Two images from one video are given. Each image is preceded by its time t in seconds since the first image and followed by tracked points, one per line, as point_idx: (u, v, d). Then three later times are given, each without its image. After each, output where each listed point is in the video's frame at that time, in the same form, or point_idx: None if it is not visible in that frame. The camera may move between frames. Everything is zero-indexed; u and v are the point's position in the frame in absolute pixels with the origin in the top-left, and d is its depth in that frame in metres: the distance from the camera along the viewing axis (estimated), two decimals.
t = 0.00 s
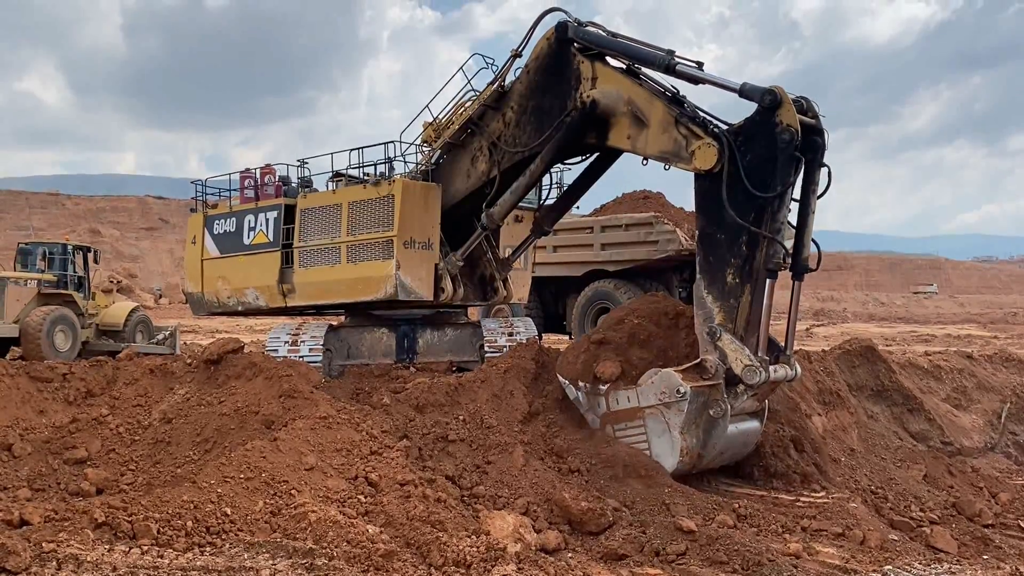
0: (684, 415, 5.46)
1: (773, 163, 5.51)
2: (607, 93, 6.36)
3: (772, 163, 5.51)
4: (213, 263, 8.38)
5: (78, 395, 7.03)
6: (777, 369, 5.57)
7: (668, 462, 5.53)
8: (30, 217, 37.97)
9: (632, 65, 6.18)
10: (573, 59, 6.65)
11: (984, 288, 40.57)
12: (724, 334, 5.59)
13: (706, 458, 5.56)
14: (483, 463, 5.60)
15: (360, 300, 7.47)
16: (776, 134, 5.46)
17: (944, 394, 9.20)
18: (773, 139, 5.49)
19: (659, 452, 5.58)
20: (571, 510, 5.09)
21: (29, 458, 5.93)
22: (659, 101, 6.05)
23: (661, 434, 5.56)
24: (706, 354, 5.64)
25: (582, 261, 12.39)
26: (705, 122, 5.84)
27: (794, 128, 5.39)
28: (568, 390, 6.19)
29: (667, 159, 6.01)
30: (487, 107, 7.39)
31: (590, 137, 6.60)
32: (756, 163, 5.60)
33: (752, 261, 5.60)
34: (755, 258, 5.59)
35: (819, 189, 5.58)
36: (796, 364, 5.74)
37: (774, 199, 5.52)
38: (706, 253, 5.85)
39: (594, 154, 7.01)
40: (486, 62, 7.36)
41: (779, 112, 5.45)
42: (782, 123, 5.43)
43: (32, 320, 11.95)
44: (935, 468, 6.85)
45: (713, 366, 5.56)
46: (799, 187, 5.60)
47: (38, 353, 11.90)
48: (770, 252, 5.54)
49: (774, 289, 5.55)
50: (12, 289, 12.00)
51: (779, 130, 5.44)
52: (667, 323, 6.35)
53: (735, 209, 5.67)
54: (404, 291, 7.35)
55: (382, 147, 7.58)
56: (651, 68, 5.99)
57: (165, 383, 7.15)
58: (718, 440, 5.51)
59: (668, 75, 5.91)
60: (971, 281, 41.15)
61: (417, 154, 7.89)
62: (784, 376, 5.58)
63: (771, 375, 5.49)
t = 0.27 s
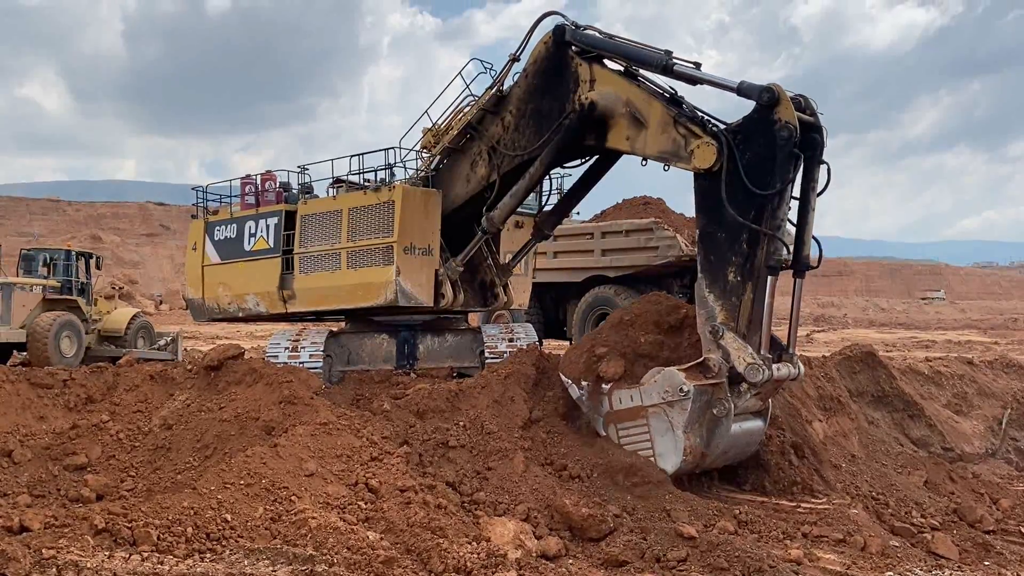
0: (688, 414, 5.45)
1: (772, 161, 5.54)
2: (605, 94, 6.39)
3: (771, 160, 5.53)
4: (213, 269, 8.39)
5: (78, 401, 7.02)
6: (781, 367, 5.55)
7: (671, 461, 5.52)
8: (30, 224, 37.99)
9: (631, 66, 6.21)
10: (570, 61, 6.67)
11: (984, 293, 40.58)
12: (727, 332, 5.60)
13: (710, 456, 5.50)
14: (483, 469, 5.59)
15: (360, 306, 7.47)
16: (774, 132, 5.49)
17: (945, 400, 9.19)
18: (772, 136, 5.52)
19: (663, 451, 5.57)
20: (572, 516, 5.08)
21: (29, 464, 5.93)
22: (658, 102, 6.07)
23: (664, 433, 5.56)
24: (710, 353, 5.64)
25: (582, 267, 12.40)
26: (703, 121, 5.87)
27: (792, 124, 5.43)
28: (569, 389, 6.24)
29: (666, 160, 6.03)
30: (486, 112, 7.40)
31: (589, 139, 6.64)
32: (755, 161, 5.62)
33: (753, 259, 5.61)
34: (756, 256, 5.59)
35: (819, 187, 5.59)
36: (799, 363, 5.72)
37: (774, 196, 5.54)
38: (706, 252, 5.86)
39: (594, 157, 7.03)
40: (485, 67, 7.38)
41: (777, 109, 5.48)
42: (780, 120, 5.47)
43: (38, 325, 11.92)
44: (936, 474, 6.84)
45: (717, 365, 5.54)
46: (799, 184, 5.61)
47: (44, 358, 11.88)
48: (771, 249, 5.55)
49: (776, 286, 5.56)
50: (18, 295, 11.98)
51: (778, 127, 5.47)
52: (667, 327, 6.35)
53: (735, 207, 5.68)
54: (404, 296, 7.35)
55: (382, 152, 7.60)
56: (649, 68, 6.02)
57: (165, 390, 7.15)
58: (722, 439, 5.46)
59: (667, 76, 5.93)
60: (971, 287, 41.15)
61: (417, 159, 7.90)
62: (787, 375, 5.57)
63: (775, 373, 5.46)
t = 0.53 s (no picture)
0: (688, 413, 5.48)
1: (770, 160, 5.56)
2: (603, 96, 6.41)
3: (769, 159, 5.56)
4: (213, 276, 8.39)
5: (78, 408, 7.01)
6: (781, 367, 5.56)
7: (670, 460, 5.55)
8: (31, 231, 38.01)
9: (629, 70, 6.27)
10: (569, 66, 6.72)
11: (984, 300, 40.57)
12: (727, 333, 5.58)
13: (709, 456, 5.55)
14: (483, 476, 5.59)
15: (360, 312, 7.47)
16: (773, 131, 5.52)
17: (945, 407, 9.18)
18: (770, 136, 5.55)
19: (662, 450, 5.60)
20: (572, 523, 5.08)
21: (29, 471, 5.92)
22: (656, 104, 6.11)
23: (664, 432, 5.59)
24: (712, 354, 5.64)
25: (582, 274, 12.40)
26: (701, 122, 5.90)
27: (791, 124, 5.45)
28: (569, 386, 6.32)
29: (665, 161, 6.07)
30: (484, 117, 7.42)
31: (588, 142, 6.69)
32: (754, 161, 5.65)
33: (753, 258, 5.62)
34: (756, 255, 5.61)
35: (818, 186, 5.62)
36: (799, 363, 5.73)
37: (773, 196, 5.56)
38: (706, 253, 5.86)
39: (593, 160, 7.05)
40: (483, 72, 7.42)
41: (775, 109, 5.51)
42: (778, 120, 5.49)
43: (45, 331, 12.02)
44: (936, 481, 6.83)
45: (718, 366, 5.56)
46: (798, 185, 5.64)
47: (48, 365, 11.93)
48: (771, 248, 5.56)
49: (776, 285, 5.56)
50: (21, 301, 12.05)
51: (776, 127, 5.50)
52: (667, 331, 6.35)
53: (735, 207, 5.69)
54: (404, 303, 7.36)
55: (382, 159, 7.61)
56: (646, 71, 6.08)
57: (165, 397, 7.14)
58: (721, 439, 5.51)
59: (665, 79, 5.99)
60: (971, 294, 41.16)
61: (417, 166, 7.91)
62: (787, 375, 5.58)
63: (775, 373, 5.46)
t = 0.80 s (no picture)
0: (688, 414, 5.48)
1: (769, 160, 5.57)
2: (601, 100, 6.43)
3: (768, 160, 5.58)
4: (213, 283, 8.39)
5: (78, 415, 7.00)
6: (782, 368, 5.57)
7: (670, 461, 5.56)
8: (32, 238, 38.04)
9: (627, 74, 6.30)
10: (567, 71, 6.74)
11: (985, 306, 40.57)
12: (729, 334, 5.59)
13: (710, 457, 5.52)
14: (483, 484, 5.58)
15: (360, 319, 7.47)
16: (771, 132, 5.54)
17: (945, 414, 9.17)
18: (769, 136, 5.57)
19: (662, 451, 5.61)
20: (572, 530, 5.07)
21: (28, 478, 5.92)
22: (654, 107, 6.12)
23: (664, 433, 5.60)
24: (713, 355, 5.64)
25: (582, 280, 12.41)
26: (700, 123, 5.93)
27: (789, 124, 5.47)
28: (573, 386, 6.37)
29: (665, 164, 6.08)
30: (483, 123, 7.44)
31: (586, 145, 6.66)
32: (753, 162, 5.66)
33: (753, 259, 5.63)
34: (756, 255, 5.61)
35: (818, 186, 5.62)
36: (801, 364, 5.75)
37: (773, 196, 5.57)
38: (707, 254, 5.88)
39: (592, 164, 7.05)
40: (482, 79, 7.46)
41: (774, 110, 5.54)
42: (777, 120, 5.52)
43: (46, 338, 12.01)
44: (937, 488, 6.83)
45: (720, 367, 5.55)
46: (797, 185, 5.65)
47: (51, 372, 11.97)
48: (771, 248, 5.56)
49: (777, 285, 5.56)
50: (24, 309, 12.09)
51: (775, 127, 5.52)
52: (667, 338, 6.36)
53: (734, 207, 5.70)
54: (404, 310, 7.36)
55: (382, 166, 7.62)
56: (644, 74, 6.11)
57: (165, 404, 7.14)
58: (722, 440, 5.48)
59: (663, 82, 6.02)
60: (971, 300, 41.16)
61: (417, 173, 7.95)
62: (789, 378, 5.55)
63: (777, 375, 5.47)
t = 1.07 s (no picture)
0: (691, 414, 5.44)
1: (768, 159, 5.60)
2: (599, 103, 6.46)
3: (767, 158, 5.60)
4: (213, 289, 8.39)
5: (78, 422, 6.99)
6: (785, 368, 5.54)
7: (673, 460, 5.51)
8: (32, 245, 38.05)
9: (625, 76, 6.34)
10: (564, 76, 6.74)
11: (985, 313, 40.55)
12: (731, 333, 5.56)
13: (712, 457, 5.49)
14: (483, 491, 5.57)
15: (360, 326, 7.47)
16: (770, 130, 5.56)
17: (946, 421, 9.16)
18: (768, 135, 5.59)
19: (665, 450, 5.57)
20: (572, 538, 5.06)
21: (28, 485, 5.91)
22: (652, 108, 6.15)
23: (667, 433, 5.56)
24: (717, 355, 5.60)
25: (582, 287, 12.40)
26: (699, 124, 5.96)
27: (788, 122, 5.50)
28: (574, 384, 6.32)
29: (664, 164, 6.10)
30: (482, 128, 7.47)
31: (586, 148, 6.72)
32: (752, 161, 5.68)
33: (754, 257, 5.63)
34: (757, 254, 5.62)
35: (816, 185, 5.64)
36: (803, 365, 5.73)
37: (773, 194, 5.59)
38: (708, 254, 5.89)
39: (591, 168, 7.09)
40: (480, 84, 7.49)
41: (772, 109, 5.57)
42: (775, 118, 5.55)
43: (48, 345, 11.99)
44: (938, 495, 6.81)
45: (724, 366, 5.49)
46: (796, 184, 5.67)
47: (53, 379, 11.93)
48: (771, 246, 5.57)
49: (778, 283, 5.58)
50: (25, 315, 12.06)
51: (773, 126, 5.54)
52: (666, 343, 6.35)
53: (735, 207, 5.72)
54: (404, 316, 7.36)
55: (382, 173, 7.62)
56: (643, 76, 6.15)
57: (165, 411, 7.13)
58: (725, 440, 5.43)
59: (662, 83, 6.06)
60: (971, 307, 41.14)
61: (416, 179, 7.95)
62: (792, 377, 5.52)
63: (780, 374, 5.43)
